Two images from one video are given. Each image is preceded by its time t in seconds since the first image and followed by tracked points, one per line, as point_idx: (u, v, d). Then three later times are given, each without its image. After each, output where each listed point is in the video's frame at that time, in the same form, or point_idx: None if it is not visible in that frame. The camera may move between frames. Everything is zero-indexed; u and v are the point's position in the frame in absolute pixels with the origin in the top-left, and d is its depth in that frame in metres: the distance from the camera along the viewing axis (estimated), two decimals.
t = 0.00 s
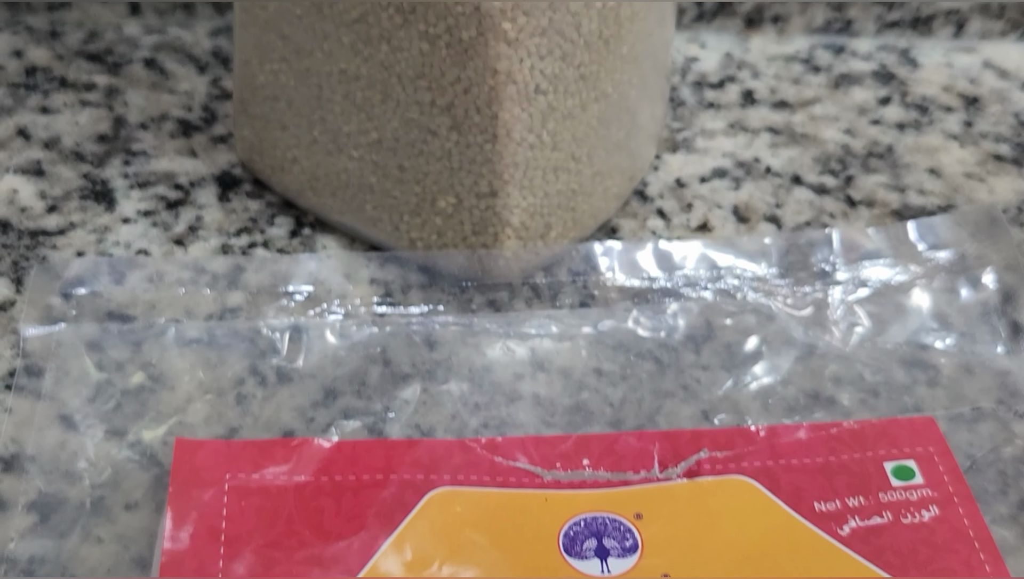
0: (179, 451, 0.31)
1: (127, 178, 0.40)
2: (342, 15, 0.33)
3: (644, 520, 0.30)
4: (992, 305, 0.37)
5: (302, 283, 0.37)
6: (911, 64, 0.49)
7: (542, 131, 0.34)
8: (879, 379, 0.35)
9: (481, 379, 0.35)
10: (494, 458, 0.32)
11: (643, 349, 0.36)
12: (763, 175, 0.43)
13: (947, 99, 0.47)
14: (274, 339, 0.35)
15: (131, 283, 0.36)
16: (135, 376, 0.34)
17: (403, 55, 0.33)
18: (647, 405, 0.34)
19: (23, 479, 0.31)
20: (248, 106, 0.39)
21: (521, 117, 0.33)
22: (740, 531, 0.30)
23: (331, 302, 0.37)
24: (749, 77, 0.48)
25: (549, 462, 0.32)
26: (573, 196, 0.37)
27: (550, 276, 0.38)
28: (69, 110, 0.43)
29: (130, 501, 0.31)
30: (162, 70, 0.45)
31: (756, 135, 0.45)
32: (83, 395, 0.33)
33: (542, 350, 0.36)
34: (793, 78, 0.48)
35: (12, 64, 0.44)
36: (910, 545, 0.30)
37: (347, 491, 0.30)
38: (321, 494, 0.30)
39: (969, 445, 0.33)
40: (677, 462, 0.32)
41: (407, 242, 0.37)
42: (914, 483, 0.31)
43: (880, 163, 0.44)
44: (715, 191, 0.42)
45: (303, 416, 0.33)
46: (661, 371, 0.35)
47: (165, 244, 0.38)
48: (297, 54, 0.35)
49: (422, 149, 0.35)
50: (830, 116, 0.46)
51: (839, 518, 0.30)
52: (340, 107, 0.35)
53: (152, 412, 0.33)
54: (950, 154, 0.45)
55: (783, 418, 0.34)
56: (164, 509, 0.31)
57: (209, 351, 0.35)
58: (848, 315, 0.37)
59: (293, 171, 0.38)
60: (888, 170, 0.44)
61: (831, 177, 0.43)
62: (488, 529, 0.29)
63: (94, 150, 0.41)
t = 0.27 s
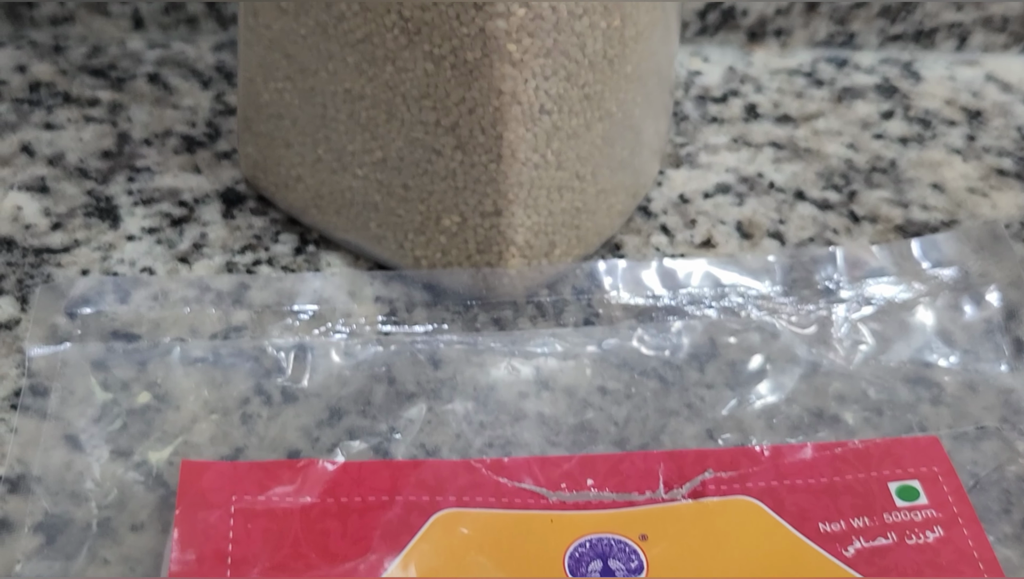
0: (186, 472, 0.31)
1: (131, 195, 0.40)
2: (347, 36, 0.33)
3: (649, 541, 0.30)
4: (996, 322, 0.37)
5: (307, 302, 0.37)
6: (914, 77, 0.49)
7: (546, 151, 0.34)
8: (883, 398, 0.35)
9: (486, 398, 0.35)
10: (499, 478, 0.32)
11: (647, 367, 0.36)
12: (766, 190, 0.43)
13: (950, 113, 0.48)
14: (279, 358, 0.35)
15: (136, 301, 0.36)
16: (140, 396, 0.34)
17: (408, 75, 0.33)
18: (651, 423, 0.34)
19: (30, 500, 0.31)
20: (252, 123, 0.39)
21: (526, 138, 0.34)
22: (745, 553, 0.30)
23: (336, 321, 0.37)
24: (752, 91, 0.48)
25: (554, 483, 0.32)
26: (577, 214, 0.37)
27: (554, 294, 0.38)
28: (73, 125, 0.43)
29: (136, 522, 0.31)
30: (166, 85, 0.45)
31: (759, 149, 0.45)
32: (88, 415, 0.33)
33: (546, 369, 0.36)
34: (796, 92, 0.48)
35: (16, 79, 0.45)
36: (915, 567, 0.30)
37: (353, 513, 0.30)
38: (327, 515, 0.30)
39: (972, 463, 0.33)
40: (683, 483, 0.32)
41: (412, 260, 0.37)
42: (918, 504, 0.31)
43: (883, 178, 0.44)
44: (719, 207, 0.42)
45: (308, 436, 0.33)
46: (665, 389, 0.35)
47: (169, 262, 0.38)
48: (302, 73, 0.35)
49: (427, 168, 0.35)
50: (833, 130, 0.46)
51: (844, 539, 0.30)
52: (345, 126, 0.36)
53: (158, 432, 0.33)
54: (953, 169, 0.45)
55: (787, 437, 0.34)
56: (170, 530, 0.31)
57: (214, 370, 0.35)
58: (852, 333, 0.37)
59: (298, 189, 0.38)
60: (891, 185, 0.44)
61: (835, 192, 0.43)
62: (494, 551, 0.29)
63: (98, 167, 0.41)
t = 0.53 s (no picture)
0: (190, 486, 0.31)
1: (134, 206, 0.40)
2: (351, 48, 0.33)
3: (653, 553, 0.30)
4: (998, 333, 0.37)
5: (310, 314, 0.37)
6: (916, 86, 0.49)
7: (549, 163, 0.34)
8: (885, 409, 0.35)
9: (489, 410, 0.35)
10: (503, 491, 0.32)
11: (650, 378, 0.36)
12: (769, 200, 0.43)
13: (952, 121, 0.48)
14: (282, 370, 0.35)
15: (140, 313, 0.36)
16: (145, 407, 0.34)
17: (412, 88, 0.33)
18: (654, 434, 0.34)
19: (34, 512, 0.31)
20: (255, 134, 0.39)
21: (529, 150, 0.34)
22: (748, 565, 0.30)
23: (340, 333, 0.37)
24: (754, 100, 0.48)
25: (558, 496, 0.32)
26: (580, 225, 0.37)
27: (558, 305, 0.38)
28: (76, 135, 0.43)
29: (140, 535, 0.31)
30: (169, 94, 0.45)
31: (762, 158, 0.45)
32: (92, 427, 0.33)
33: (549, 380, 0.36)
34: (798, 101, 0.48)
35: (19, 88, 0.45)
36: None
37: (357, 526, 0.30)
38: (331, 529, 0.30)
39: (975, 474, 0.33)
40: (686, 495, 0.32)
41: (415, 271, 0.37)
42: (922, 516, 0.31)
43: (885, 187, 0.44)
44: (721, 217, 0.42)
45: (312, 448, 0.33)
46: (668, 400, 0.35)
47: (173, 273, 0.38)
48: (305, 85, 0.35)
49: (430, 180, 0.35)
50: (835, 139, 0.46)
51: (847, 552, 0.30)
52: (348, 137, 0.36)
53: (162, 444, 0.33)
54: (955, 178, 0.45)
55: (790, 449, 0.34)
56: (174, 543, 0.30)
57: (218, 381, 0.35)
58: (855, 344, 0.37)
59: (301, 200, 0.39)
60: (894, 194, 0.44)
61: (837, 201, 0.43)
62: (497, 564, 0.29)
63: (101, 177, 0.41)
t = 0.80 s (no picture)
0: (194, 497, 0.31)
1: (137, 215, 0.40)
2: (355, 59, 0.33)
3: (657, 565, 0.30)
4: (1000, 342, 0.37)
5: (313, 324, 0.37)
6: (917, 93, 0.50)
7: (553, 173, 0.34)
8: (888, 418, 0.35)
9: (492, 420, 0.35)
10: (507, 502, 0.32)
11: (653, 387, 0.36)
12: (771, 208, 0.43)
13: (953, 128, 0.48)
14: (285, 380, 0.35)
15: (143, 322, 0.36)
16: (148, 418, 0.34)
17: (415, 99, 0.33)
18: (658, 444, 0.34)
19: (38, 523, 0.31)
20: (258, 143, 0.39)
21: (532, 161, 0.34)
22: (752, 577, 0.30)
23: (343, 343, 0.37)
24: (756, 108, 0.48)
25: (562, 506, 0.32)
26: (583, 235, 0.37)
27: (561, 314, 0.38)
28: (79, 144, 0.43)
29: (144, 546, 0.31)
30: (171, 103, 0.45)
31: (764, 166, 0.45)
32: (96, 438, 0.33)
33: (553, 390, 0.36)
34: (801, 108, 0.48)
35: (22, 96, 0.45)
36: None
37: (361, 538, 0.30)
38: (335, 540, 0.30)
39: (978, 484, 0.33)
40: (689, 506, 0.32)
41: (418, 281, 0.37)
42: (924, 527, 0.31)
43: (888, 195, 0.44)
44: (724, 226, 0.42)
45: (316, 458, 0.33)
46: (671, 410, 0.35)
47: (176, 282, 0.38)
48: (309, 96, 0.36)
49: (433, 191, 0.35)
50: (837, 147, 0.46)
51: (850, 563, 0.30)
52: (351, 148, 0.36)
53: (166, 455, 0.33)
54: (957, 185, 0.45)
55: (793, 459, 0.34)
56: (178, 555, 0.30)
57: (221, 391, 0.35)
58: (858, 354, 0.37)
59: (304, 209, 0.39)
60: (896, 202, 0.44)
61: (839, 209, 0.43)
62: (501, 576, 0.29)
63: (104, 186, 0.41)
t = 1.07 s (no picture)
0: (196, 508, 0.31)
1: (139, 223, 0.40)
2: (356, 70, 0.33)
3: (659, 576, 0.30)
4: (1002, 351, 0.37)
5: (315, 333, 0.37)
6: (918, 99, 0.50)
7: (554, 184, 0.34)
8: (890, 427, 0.35)
9: (494, 430, 0.35)
10: (508, 513, 0.32)
11: (654, 397, 0.36)
12: (772, 216, 0.43)
13: (954, 135, 0.48)
14: (288, 390, 0.35)
15: (145, 332, 0.36)
16: (150, 428, 0.34)
17: (417, 109, 0.33)
18: (659, 454, 0.34)
19: (40, 534, 0.31)
20: (260, 152, 0.39)
21: (534, 171, 0.34)
22: None
23: (345, 352, 0.37)
24: (757, 114, 0.48)
25: (563, 517, 0.32)
26: (585, 244, 0.37)
27: (562, 323, 0.38)
28: (80, 152, 0.43)
29: (146, 557, 0.31)
30: (173, 110, 0.45)
31: (765, 174, 0.45)
32: (98, 448, 0.33)
33: (555, 400, 0.36)
34: (802, 115, 0.48)
35: (23, 104, 0.45)
36: None
37: (363, 549, 0.30)
38: (337, 552, 0.30)
39: (979, 494, 0.33)
40: (691, 517, 0.32)
41: (420, 290, 0.37)
42: (926, 538, 0.31)
43: (889, 203, 0.44)
44: (725, 234, 0.42)
45: (318, 468, 0.33)
46: (673, 420, 0.35)
47: (178, 291, 0.38)
48: (311, 105, 0.36)
49: (435, 201, 0.35)
50: (838, 154, 0.46)
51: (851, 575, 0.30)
52: (353, 157, 0.36)
53: (168, 465, 0.33)
54: (958, 193, 0.45)
55: (794, 469, 0.34)
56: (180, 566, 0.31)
57: (223, 401, 0.35)
58: (859, 363, 0.37)
59: (306, 218, 0.39)
60: (897, 210, 0.44)
61: (840, 217, 0.43)
62: None
63: (106, 194, 0.41)
